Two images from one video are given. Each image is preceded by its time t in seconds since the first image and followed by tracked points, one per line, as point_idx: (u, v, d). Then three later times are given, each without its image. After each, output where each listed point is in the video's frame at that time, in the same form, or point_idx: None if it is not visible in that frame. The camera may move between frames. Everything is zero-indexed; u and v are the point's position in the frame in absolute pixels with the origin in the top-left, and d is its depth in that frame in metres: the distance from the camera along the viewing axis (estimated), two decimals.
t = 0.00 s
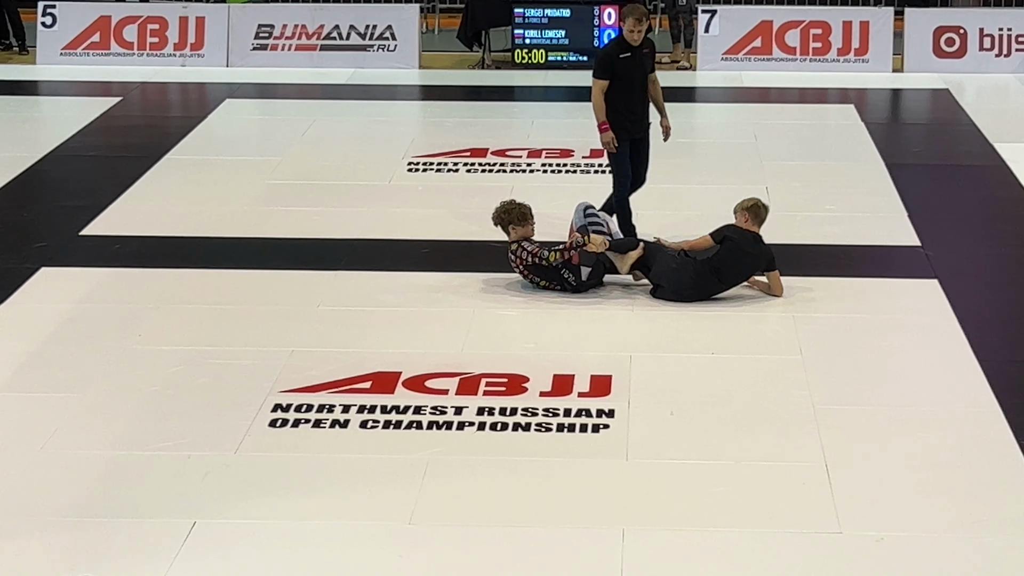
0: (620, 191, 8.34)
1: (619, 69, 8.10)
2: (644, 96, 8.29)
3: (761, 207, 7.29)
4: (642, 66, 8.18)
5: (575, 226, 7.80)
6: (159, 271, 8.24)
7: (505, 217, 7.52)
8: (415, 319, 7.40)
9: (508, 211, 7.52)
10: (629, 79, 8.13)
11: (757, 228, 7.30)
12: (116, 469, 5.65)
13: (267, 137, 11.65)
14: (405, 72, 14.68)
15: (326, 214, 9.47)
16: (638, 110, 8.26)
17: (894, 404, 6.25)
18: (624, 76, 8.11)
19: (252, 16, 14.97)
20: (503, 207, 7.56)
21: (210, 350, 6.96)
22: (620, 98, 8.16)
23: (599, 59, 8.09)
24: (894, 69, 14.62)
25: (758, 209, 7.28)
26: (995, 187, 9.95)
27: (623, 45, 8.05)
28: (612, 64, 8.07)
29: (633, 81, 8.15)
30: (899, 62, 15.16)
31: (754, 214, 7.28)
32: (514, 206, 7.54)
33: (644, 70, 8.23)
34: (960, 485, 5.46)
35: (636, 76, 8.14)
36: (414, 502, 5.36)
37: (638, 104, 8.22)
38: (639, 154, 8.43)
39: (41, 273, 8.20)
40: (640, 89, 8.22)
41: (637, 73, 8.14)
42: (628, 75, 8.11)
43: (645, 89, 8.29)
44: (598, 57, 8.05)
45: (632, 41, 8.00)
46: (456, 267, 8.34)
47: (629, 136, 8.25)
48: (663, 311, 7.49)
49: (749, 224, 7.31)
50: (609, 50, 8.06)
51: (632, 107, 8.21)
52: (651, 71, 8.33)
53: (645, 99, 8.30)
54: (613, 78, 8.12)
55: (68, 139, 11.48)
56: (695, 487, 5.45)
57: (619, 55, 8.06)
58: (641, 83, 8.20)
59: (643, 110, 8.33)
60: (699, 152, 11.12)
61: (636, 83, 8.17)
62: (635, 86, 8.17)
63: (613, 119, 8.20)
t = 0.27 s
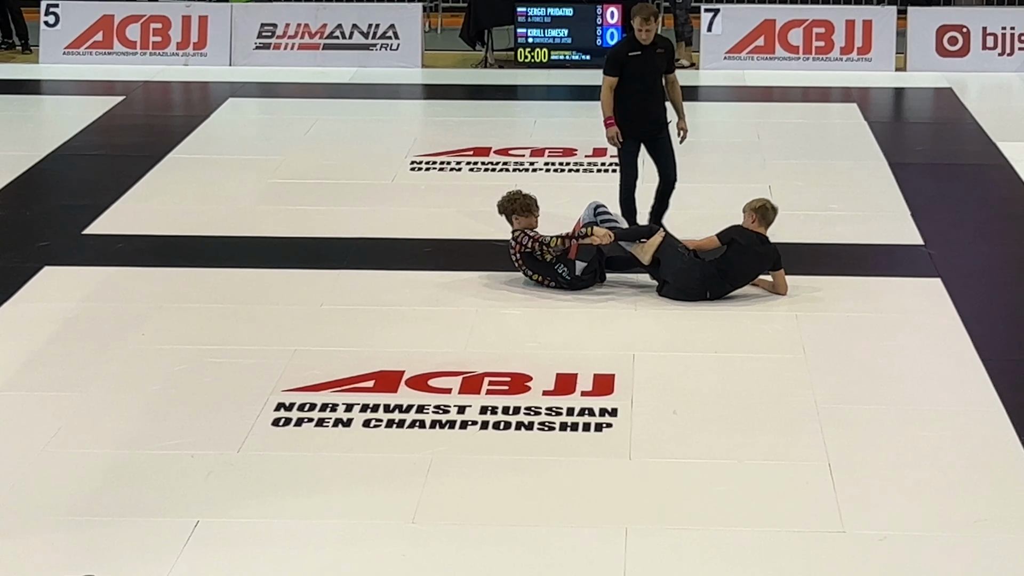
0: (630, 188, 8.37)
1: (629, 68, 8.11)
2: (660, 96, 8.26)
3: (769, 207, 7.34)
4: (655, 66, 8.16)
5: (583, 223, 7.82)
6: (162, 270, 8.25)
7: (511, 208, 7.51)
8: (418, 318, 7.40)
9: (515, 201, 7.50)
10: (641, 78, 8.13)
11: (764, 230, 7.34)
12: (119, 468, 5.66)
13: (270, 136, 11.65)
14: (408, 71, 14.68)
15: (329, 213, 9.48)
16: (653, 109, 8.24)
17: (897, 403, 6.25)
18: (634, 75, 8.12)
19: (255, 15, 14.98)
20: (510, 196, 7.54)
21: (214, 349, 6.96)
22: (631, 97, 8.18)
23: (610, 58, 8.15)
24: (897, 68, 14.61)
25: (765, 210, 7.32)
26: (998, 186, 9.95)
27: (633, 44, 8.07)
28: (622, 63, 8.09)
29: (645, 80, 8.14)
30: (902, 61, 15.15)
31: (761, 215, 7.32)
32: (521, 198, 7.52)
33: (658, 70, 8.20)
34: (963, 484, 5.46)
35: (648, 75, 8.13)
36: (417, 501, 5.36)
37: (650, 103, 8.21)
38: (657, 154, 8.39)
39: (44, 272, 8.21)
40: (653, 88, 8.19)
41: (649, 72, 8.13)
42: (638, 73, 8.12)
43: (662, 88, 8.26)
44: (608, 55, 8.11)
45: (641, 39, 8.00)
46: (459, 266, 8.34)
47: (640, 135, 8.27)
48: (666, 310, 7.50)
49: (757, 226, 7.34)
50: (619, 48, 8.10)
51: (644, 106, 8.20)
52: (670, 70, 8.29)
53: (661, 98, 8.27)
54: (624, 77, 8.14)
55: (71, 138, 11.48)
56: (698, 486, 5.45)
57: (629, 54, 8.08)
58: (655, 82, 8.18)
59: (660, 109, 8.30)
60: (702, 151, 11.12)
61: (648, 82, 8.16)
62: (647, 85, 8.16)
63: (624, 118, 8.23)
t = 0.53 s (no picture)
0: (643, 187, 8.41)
1: (644, 64, 8.15)
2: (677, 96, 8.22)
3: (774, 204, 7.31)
4: (671, 65, 8.13)
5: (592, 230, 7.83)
6: (164, 269, 8.25)
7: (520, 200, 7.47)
8: (420, 317, 7.41)
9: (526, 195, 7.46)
10: (653, 77, 8.15)
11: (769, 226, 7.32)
12: (121, 466, 5.66)
13: (272, 135, 11.65)
14: (410, 70, 14.69)
15: (331, 211, 9.48)
16: (666, 109, 8.23)
17: (899, 402, 6.25)
18: (647, 72, 8.15)
19: (257, 14, 14.98)
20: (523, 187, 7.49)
21: (216, 348, 6.96)
22: (644, 94, 8.22)
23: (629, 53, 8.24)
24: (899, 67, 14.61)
25: (772, 207, 7.30)
26: (999, 184, 9.95)
27: (650, 41, 8.11)
28: (637, 58, 8.15)
29: (658, 78, 8.14)
30: (905, 59, 15.15)
31: (767, 212, 7.29)
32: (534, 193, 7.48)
33: (676, 69, 8.15)
34: (966, 482, 5.46)
35: (661, 74, 8.13)
36: (419, 500, 5.37)
37: (662, 101, 8.20)
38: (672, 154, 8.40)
39: (46, 270, 8.21)
40: (667, 87, 8.16)
41: (662, 71, 8.13)
42: (651, 70, 8.14)
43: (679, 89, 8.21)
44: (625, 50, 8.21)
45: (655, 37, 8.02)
46: (461, 265, 8.35)
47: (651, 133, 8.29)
48: (668, 309, 7.50)
49: (763, 223, 7.32)
50: (637, 44, 8.17)
51: (656, 105, 8.22)
52: (692, 70, 8.21)
53: (678, 99, 8.23)
54: (640, 73, 8.20)
55: (73, 137, 11.48)
56: (700, 485, 5.46)
57: (644, 50, 8.13)
58: (670, 82, 8.16)
59: (677, 110, 8.26)
60: (704, 150, 11.12)
61: (662, 81, 8.14)
62: (659, 85, 8.15)
63: (638, 113, 8.28)
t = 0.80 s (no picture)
0: (656, 186, 8.42)
1: (666, 64, 8.16)
2: (698, 96, 8.18)
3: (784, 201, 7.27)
4: (691, 63, 8.10)
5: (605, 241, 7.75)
6: (166, 267, 8.26)
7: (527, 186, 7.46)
8: (422, 315, 7.41)
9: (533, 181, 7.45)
10: (674, 76, 8.13)
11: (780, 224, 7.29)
12: (124, 464, 5.66)
13: (275, 133, 11.65)
14: (412, 68, 14.68)
15: (333, 209, 9.48)
16: (686, 108, 8.20)
17: (902, 401, 6.25)
18: (668, 71, 8.15)
19: (260, 12, 14.98)
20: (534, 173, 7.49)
21: (219, 346, 6.97)
22: (666, 94, 8.22)
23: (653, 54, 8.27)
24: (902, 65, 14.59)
25: (783, 205, 7.26)
26: (1002, 182, 9.94)
27: (670, 40, 8.11)
28: (659, 58, 8.17)
29: (679, 77, 8.12)
30: (908, 58, 15.13)
31: (779, 210, 7.25)
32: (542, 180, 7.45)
33: (696, 68, 8.12)
34: (968, 481, 5.46)
35: (681, 73, 8.11)
36: (422, 498, 5.37)
37: (682, 101, 8.17)
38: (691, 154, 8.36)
39: (49, 268, 8.22)
40: (687, 86, 8.14)
41: (683, 71, 8.10)
42: (672, 69, 8.13)
43: (701, 88, 8.17)
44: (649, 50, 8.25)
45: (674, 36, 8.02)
46: (464, 263, 8.34)
47: (672, 133, 8.26)
48: (671, 307, 7.49)
49: (776, 221, 7.27)
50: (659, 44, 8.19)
51: (677, 104, 8.20)
52: (714, 69, 8.16)
53: (700, 99, 8.19)
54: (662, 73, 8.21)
55: (76, 135, 11.49)
56: (703, 484, 5.45)
57: (664, 49, 8.14)
58: (690, 81, 8.13)
59: (699, 109, 8.22)
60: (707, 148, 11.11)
61: (681, 80, 8.12)
62: (680, 85, 8.13)
63: (660, 114, 8.28)
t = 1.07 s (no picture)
0: (670, 181, 8.38)
1: (681, 61, 8.15)
2: (712, 92, 8.18)
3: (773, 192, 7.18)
4: (706, 61, 8.09)
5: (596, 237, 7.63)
6: (169, 264, 8.26)
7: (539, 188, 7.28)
8: (424, 313, 7.41)
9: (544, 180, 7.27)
10: (688, 73, 8.13)
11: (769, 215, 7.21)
12: (126, 461, 5.67)
13: (276, 130, 11.65)
14: (414, 65, 14.68)
15: (335, 207, 9.48)
16: (701, 105, 8.20)
17: (904, 398, 6.25)
18: (683, 69, 8.14)
19: (262, 10, 14.99)
20: (542, 172, 7.32)
21: (221, 343, 6.97)
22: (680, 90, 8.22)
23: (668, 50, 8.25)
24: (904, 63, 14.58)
25: (771, 196, 7.18)
26: (1004, 180, 9.94)
27: (685, 37, 8.10)
28: (674, 55, 8.16)
29: (694, 74, 8.11)
30: (910, 55, 15.12)
31: (766, 202, 7.18)
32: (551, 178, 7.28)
33: (711, 65, 8.10)
34: (970, 479, 5.46)
35: (695, 70, 8.11)
36: (424, 495, 5.37)
37: (697, 99, 8.17)
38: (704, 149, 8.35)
39: (51, 265, 8.22)
40: (702, 83, 8.13)
41: (698, 68, 8.09)
42: (686, 66, 8.12)
43: (715, 85, 8.16)
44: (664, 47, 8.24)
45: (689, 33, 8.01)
46: (466, 260, 8.35)
47: (685, 128, 8.27)
48: (674, 305, 7.49)
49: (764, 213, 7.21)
50: (674, 40, 8.18)
51: (691, 100, 8.20)
52: (729, 66, 8.14)
53: (713, 95, 8.18)
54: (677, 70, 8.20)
55: (78, 132, 11.49)
56: (705, 481, 5.46)
57: (679, 46, 8.12)
58: (704, 78, 8.12)
59: (712, 106, 8.22)
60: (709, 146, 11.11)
61: (696, 77, 8.12)
62: (694, 81, 8.13)
63: (676, 111, 8.28)
